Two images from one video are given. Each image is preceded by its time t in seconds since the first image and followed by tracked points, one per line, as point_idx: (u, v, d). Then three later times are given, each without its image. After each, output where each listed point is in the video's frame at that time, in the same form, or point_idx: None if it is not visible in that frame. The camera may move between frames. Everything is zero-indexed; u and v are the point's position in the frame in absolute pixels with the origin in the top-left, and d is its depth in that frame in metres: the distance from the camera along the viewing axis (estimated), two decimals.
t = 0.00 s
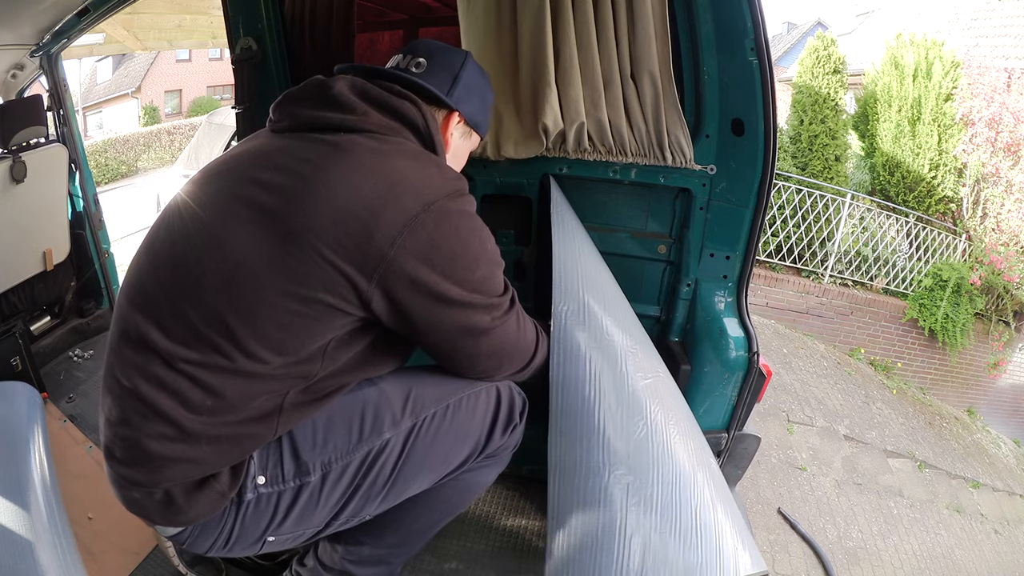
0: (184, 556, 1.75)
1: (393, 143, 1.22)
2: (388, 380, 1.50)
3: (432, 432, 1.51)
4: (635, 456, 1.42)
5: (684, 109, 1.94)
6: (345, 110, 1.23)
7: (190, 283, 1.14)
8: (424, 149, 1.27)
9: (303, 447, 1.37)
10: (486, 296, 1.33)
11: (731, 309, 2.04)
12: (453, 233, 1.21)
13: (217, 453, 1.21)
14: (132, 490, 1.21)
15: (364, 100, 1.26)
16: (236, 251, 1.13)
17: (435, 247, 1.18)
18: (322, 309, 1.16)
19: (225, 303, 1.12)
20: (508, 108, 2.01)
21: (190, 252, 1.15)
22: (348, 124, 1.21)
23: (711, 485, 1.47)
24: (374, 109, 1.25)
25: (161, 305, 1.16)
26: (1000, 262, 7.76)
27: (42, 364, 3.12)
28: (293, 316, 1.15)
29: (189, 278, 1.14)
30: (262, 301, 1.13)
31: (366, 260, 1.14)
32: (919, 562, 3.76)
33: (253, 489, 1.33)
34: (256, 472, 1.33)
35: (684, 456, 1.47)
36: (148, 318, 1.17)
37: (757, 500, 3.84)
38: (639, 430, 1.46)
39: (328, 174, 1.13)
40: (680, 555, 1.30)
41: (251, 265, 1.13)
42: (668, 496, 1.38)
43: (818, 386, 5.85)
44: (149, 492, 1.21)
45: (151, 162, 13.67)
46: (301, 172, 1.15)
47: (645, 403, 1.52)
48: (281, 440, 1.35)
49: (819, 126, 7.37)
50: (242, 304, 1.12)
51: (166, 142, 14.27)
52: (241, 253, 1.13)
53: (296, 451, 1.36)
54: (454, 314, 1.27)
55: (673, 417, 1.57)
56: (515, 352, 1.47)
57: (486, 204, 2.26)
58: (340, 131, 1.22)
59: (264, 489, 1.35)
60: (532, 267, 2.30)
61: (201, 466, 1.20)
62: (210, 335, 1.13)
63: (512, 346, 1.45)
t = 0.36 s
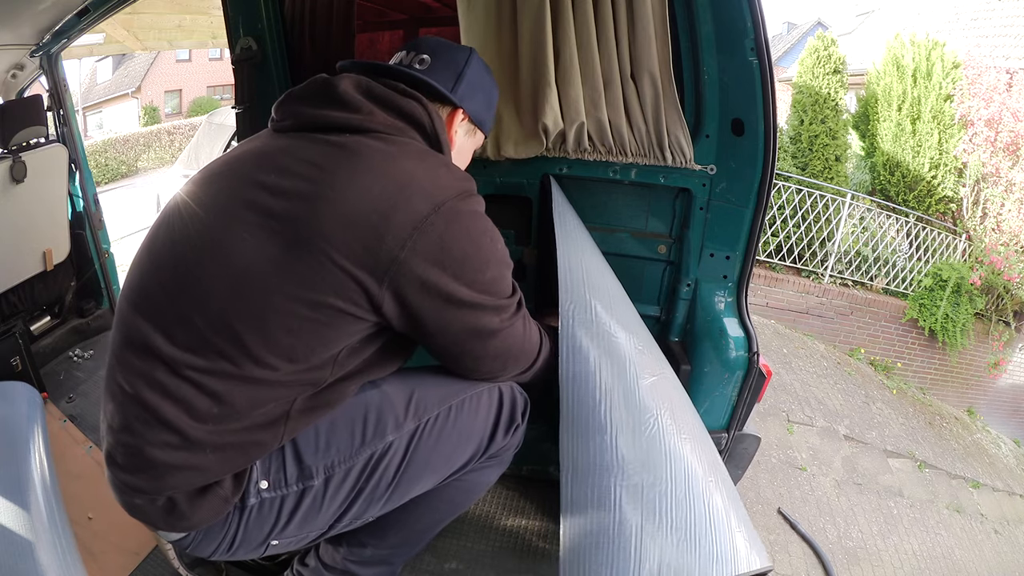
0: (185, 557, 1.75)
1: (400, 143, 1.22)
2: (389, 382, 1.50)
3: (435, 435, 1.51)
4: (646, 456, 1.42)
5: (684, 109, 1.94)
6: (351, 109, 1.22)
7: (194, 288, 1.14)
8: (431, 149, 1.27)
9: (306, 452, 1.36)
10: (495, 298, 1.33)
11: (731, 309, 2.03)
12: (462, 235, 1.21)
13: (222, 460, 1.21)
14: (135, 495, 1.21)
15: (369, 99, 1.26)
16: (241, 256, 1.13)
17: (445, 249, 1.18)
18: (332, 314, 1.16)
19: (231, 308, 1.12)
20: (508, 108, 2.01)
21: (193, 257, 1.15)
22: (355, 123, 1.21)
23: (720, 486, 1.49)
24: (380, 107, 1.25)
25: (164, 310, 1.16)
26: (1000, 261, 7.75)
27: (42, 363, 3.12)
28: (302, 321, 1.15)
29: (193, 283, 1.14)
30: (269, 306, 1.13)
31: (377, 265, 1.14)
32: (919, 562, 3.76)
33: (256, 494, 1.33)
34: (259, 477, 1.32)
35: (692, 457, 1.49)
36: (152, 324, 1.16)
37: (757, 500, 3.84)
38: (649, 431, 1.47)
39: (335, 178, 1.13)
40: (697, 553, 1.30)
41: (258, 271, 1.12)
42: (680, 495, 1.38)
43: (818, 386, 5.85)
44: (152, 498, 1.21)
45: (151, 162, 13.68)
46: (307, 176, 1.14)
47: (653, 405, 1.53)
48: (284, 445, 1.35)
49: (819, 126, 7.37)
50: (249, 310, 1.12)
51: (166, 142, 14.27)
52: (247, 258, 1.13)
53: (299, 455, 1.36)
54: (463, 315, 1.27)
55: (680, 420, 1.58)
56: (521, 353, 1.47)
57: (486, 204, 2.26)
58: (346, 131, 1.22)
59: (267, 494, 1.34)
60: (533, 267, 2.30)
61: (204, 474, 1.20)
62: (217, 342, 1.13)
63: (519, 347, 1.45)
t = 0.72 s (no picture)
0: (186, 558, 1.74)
1: (396, 144, 1.22)
2: (395, 377, 1.49)
3: (440, 430, 1.51)
4: (633, 455, 1.42)
5: (684, 109, 1.94)
6: (347, 111, 1.23)
7: (198, 286, 1.14)
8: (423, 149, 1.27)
9: (315, 448, 1.37)
10: (491, 291, 1.33)
11: (731, 309, 2.04)
12: (460, 229, 1.22)
13: (230, 458, 1.21)
14: (142, 499, 1.20)
15: (364, 100, 1.26)
16: (246, 253, 1.13)
17: (444, 244, 1.19)
18: (335, 307, 1.17)
19: (236, 305, 1.12)
20: (508, 109, 2.01)
21: (197, 254, 1.15)
22: (352, 124, 1.21)
23: (711, 483, 1.47)
24: (374, 108, 1.25)
25: (168, 309, 1.15)
26: (1000, 261, 7.75)
27: (42, 363, 3.12)
28: (307, 315, 1.15)
29: (196, 283, 1.14)
30: (274, 302, 1.13)
31: (379, 259, 1.15)
32: (919, 562, 3.76)
33: (267, 492, 1.33)
34: (269, 475, 1.33)
35: (684, 456, 1.46)
36: (155, 323, 1.16)
37: (757, 500, 3.84)
38: (639, 429, 1.46)
39: (339, 175, 1.13)
40: (679, 556, 1.29)
41: (264, 267, 1.12)
42: (667, 497, 1.37)
43: (818, 386, 5.85)
44: (160, 501, 1.21)
45: (151, 162, 13.67)
46: (309, 174, 1.14)
47: (644, 402, 1.52)
48: (294, 442, 1.35)
49: (819, 126, 7.37)
50: (255, 307, 1.12)
51: (166, 142, 14.27)
52: (252, 254, 1.13)
53: (309, 451, 1.36)
54: (462, 310, 1.28)
55: (672, 416, 1.57)
56: (518, 348, 1.47)
57: (486, 204, 2.26)
58: (343, 132, 1.22)
59: (277, 491, 1.34)
60: (533, 267, 2.30)
61: (213, 472, 1.20)
62: (222, 338, 1.13)
63: (516, 341, 1.45)
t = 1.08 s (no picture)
0: (185, 556, 1.74)
1: (391, 138, 1.22)
2: (391, 372, 1.49)
3: (435, 425, 1.51)
4: (631, 455, 1.41)
5: (684, 109, 1.94)
6: (345, 107, 1.23)
7: (195, 275, 1.14)
8: (420, 145, 1.27)
9: (308, 440, 1.36)
10: (486, 283, 1.32)
11: (731, 309, 2.04)
12: (454, 221, 1.21)
13: (223, 446, 1.21)
14: (137, 486, 1.21)
15: (362, 96, 1.26)
16: (243, 242, 1.13)
17: (437, 236, 1.19)
18: (328, 298, 1.16)
19: (231, 293, 1.12)
20: (508, 109, 2.01)
21: (195, 245, 1.15)
22: (349, 120, 1.21)
23: (710, 486, 1.46)
24: (373, 106, 1.26)
25: (166, 298, 1.16)
26: (1000, 261, 7.75)
27: (42, 363, 3.11)
28: (301, 304, 1.15)
29: (193, 272, 1.14)
30: (269, 291, 1.13)
31: (370, 249, 1.14)
32: (919, 562, 3.76)
33: (258, 482, 1.33)
34: (261, 465, 1.33)
35: (681, 457, 1.46)
36: (153, 311, 1.17)
37: (757, 500, 3.84)
38: (637, 429, 1.46)
39: (334, 167, 1.13)
40: (676, 555, 1.27)
41: (259, 257, 1.13)
42: (665, 497, 1.35)
43: (818, 386, 5.86)
44: (154, 487, 1.21)
45: (152, 162, 13.66)
46: (305, 167, 1.15)
47: (642, 404, 1.52)
48: (286, 433, 1.35)
49: (819, 126, 7.37)
50: (249, 294, 1.12)
51: (166, 142, 14.27)
52: (248, 242, 1.13)
53: (301, 443, 1.36)
54: (457, 303, 1.27)
55: (671, 418, 1.56)
56: (516, 342, 1.47)
57: (485, 204, 2.27)
58: (340, 128, 1.22)
59: (269, 482, 1.34)
60: (533, 267, 2.30)
61: (208, 460, 1.20)
62: (217, 325, 1.13)
63: (513, 336, 1.45)
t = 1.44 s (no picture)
0: (185, 556, 1.74)
1: (387, 140, 1.22)
2: (385, 378, 1.50)
3: (430, 431, 1.51)
4: (638, 457, 1.42)
5: (684, 109, 1.94)
6: (336, 109, 1.22)
7: (188, 283, 1.14)
8: (415, 145, 1.27)
9: (300, 447, 1.36)
10: (484, 286, 1.32)
11: (731, 309, 2.04)
12: (451, 224, 1.21)
13: (218, 456, 1.21)
14: (133, 494, 1.21)
15: (352, 97, 1.26)
16: (236, 251, 1.13)
17: (432, 237, 1.18)
18: (322, 304, 1.16)
19: (224, 301, 1.12)
20: (508, 109, 2.01)
21: (189, 252, 1.15)
22: (340, 122, 1.21)
23: (712, 484, 1.49)
24: (364, 106, 1.25)
25: (159, 307, 1.16)
26: (1000, 261, 7.75)
27: (42, 363, 3.11)
28: (294, 312, 1.15)
29: (186, 280, 1.14)
30: (262, 300, 1.13)
31: (364, 254, 1.14)
32: (919, 562, 3.76)
33: (252, 490, 1.33)
34: (255, 473, 1.33)
35: (687, 457, 1.48)
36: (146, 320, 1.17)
37: (757, 500, 3.84)
38: (643, 431, 1.47)
39: (327, 172, 1.13)
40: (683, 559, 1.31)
41: (253, 265, 1.13)
42: (670, 500, 1.38)
43: (818, 386, 5.85)
44: (150, 495, 1.21)
45: (151, 162, 13.66)
46: (297, 173, 1.15)
47: (648, 403, 1.53)
48: (279, 441, 1.35)
49: (819, 126, 7.37)
50: (242, 304, 1.12)
51: (166, 142, 14.27)
52: (241, 250, 1.13)
53: (294, 450, 1.36)
54: (454, 306, 1.27)
55: (675, 418, 1.57)
56: (517, 346, 1.46)
57: (485, 204, 2.26)
58: (332, 130, 1.21)
59: (262, 490, 1.34)
60: (533, 266, 2.30)
61: (202, 469, 1.20)
62: (210, 334, 1.13)
63: (513, 340, 1.45)
